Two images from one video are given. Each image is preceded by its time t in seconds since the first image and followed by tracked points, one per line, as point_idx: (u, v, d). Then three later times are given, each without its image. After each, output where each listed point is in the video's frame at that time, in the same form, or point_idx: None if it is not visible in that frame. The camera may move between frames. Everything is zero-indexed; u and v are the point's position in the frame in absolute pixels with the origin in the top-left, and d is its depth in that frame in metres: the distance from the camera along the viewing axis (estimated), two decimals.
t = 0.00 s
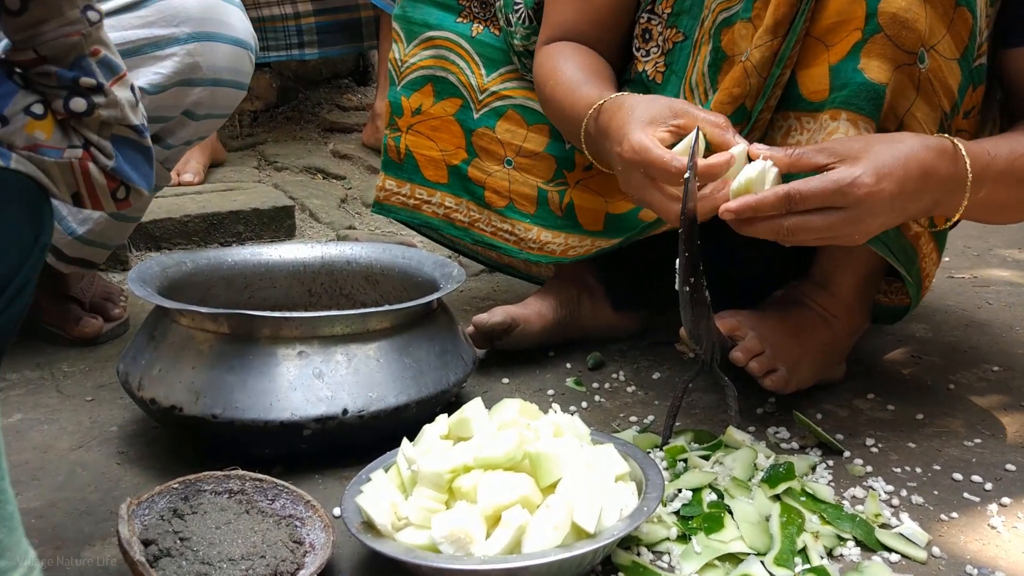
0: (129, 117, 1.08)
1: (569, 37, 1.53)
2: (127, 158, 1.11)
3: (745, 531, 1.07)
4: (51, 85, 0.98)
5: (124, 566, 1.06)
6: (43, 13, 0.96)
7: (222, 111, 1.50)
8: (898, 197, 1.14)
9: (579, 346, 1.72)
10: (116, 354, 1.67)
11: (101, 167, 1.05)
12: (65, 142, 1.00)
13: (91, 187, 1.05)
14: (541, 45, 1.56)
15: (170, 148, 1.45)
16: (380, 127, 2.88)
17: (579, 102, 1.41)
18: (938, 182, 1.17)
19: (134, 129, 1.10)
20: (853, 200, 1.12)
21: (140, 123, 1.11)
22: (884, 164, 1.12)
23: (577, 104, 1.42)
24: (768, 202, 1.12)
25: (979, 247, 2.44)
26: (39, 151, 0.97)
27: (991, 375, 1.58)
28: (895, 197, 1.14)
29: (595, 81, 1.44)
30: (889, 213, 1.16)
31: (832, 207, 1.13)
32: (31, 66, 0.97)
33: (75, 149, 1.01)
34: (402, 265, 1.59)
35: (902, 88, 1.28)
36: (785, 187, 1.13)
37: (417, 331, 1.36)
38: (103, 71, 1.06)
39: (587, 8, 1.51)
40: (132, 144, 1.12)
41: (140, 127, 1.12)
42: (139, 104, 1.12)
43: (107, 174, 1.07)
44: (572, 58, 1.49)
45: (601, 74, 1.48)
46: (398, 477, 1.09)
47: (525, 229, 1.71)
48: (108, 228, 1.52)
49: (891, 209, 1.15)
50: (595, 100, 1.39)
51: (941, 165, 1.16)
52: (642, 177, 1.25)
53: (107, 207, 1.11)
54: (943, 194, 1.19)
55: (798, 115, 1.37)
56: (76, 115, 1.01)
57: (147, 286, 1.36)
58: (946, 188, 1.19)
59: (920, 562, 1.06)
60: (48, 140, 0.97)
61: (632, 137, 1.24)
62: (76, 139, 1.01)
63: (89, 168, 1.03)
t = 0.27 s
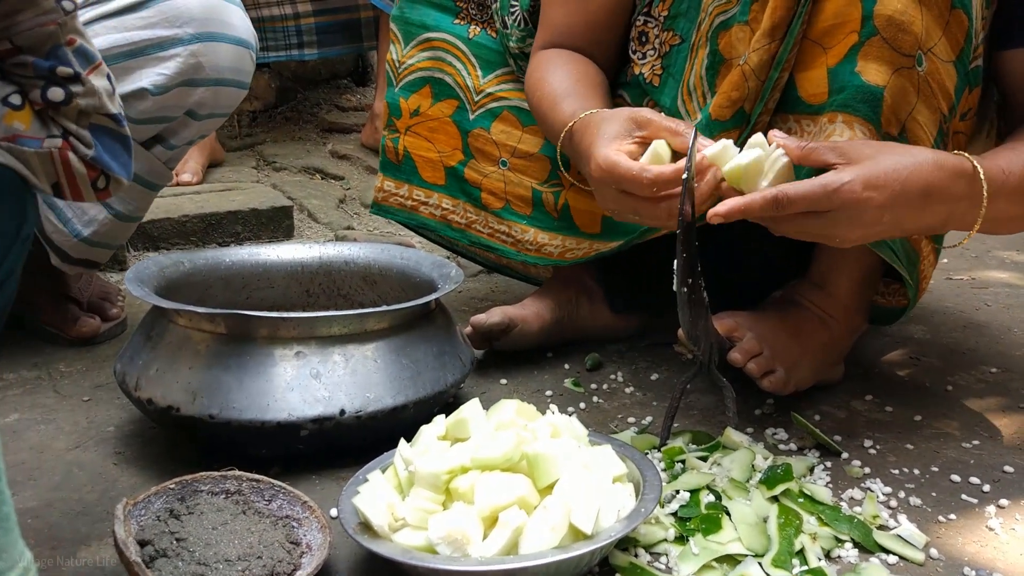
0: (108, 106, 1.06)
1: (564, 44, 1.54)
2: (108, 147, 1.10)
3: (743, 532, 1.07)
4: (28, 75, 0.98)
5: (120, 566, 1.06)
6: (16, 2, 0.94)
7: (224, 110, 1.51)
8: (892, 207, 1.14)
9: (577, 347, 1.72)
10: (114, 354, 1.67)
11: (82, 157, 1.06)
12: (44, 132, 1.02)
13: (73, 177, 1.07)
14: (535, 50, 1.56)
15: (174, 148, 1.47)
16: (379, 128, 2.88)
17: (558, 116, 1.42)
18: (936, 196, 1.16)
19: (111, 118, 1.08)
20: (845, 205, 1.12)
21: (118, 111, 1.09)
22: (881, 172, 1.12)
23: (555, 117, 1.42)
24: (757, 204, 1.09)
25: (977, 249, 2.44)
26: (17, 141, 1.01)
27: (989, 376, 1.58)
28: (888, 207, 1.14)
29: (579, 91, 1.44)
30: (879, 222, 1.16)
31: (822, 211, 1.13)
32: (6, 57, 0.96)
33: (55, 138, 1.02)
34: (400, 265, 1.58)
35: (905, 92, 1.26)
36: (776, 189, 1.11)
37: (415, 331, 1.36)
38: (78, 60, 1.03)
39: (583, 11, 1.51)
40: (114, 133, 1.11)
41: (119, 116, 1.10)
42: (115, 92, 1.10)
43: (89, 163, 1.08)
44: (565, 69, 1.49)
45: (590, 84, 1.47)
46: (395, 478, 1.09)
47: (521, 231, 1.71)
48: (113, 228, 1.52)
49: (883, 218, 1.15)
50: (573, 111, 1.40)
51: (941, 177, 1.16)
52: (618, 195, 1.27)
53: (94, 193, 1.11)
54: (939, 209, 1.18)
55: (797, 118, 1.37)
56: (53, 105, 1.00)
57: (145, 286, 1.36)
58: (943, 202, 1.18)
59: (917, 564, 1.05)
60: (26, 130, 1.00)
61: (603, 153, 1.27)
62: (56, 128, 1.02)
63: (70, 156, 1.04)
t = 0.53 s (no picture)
0: (102, 109, 1.07)
1: (565, 42, 1.53)
2: (103, 150, 1.10)
3: (742, 535, 1.07)
4: (25, 77, 0.98)
5: (120, 570, 1.06)
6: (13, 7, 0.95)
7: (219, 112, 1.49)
8: (883, 198, 1.14)
9: (577, 349, 1.72)
10: (114, 357, 1.67)
11: (79, 160, 1.05)
12: (41, 134, 1.01)
13: (68, 181, 1.05)
14: (534, 47, 1.56)
15: (169, 150, 1.46)
16: (379, 130, 2.88)
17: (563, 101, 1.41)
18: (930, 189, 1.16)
19: (106, 121, 1.09)
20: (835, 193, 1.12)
21: (112, 114, 1.10)
22: (875, 162, 1.12)
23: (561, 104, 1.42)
24: (748, 199, 1.08)
25: (977, 251, 2.44)
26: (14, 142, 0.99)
27: (989, 379, 1.58)
28: (878, 198, 1.14)
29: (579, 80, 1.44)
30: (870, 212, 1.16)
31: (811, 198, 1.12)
32: (4, 61, 0.97)
33: (51, 140, 1.02)
34: (400, 267, 1.58)
35: (903, 96, 1.27)
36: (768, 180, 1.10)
37: (415, 334, 1.36)
38: (74, 65, 1.04)
39: (579, 13, 1.51)
40: (106, 134, 1.11)
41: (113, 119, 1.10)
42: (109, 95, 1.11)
43: (83, 166, 1.06)
44: (558, 60, 1.49)
45: (586, 73, 1.47)
46: (395, 481, 1.09)
47: (514, 233, 1.71)
48: (111, 232, 1.52)
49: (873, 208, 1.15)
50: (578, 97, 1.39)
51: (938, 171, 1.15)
52: (632, 172, 1.26)
53: (88, 198, 1.10)
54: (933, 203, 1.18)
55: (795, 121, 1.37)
56: (50, 108, 1.01)
57: (144, 289, 1.36)
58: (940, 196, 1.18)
59: (917, 566, 1.05)
60: (23, 131, 0.99)
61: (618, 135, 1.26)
62: (52, 130, 1.02)
63: (67, 160, 1.03)
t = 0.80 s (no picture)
0: (110, 121, 1.07)
1: (566, 45, 1.54)
2: (108, 160, 1.10)
3: (743, 537, 1.07)
4: (33, 89, 0.98)
5: (121, 572, 1.06)
6: (22, 19, 0.94)
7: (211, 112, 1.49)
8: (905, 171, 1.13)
9: (577, 351, 1.72)
10: (115, 360, 1.67)
11: (84, 170, 1.06)
12: (49, 143, 1.02)
13: (74, 190, 1.06)
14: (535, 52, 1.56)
15: (162, 151, 1.45)
16: (379, 132, 2.88)
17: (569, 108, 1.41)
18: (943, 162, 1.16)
19: (112, 133, 1.09)
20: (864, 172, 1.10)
21: (118, 127, 1.10)
22: (888, 137, 1.11)
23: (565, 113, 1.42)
24: (776, 175, 1.08)
25: (978, 252, 2.44)
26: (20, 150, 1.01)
27: (990, 380, 1.58)
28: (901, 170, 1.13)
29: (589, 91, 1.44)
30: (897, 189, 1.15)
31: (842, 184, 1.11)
32: (13, 71, 0.97)
33: (58, 149, 1.03)
34: (400, 269, 1.59)
35: (902, 96, 1.26)
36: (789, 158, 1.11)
37: (416, 336, 1.36)
38: (84, 76, 1.04)
39: (582, 15, 1.52)
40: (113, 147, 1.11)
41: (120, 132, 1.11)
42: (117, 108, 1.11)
43: (89, 175, 1.07)
44: (560, 64, 1.50)
45: (593, 82, 1.47)
46: (396, 484, 1.09)
47: (519, 235, 1.71)
48: (105, 234, 1.52)
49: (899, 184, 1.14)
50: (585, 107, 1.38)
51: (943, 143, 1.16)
52: (591, 179, 1.29)
53: (90, 207, 1.11)
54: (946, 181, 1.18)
55: (796, 123, 1.37)
56: (57, 118, 1.01)
57: (146, 291, 1.36)
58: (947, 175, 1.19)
59: (918, 568, 1.05)
60: (29, 140, 1.00)
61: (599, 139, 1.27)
62: (59, 140, 1.03)
63: (74, 170, 1.05)
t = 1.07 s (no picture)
0: (116, 130, 1.07)
1: (567, 47, 1.54)
2: (114, 167, 1.10)
3: (743, 538, 1.07)
4: (40, 96, 0.99)
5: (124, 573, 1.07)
6: (33, 28, 0.96)
7: (212, 112, 1.49)
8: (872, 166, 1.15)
9: (578, 352, 1.72)
10: (117, 361, 1.68)
11: (90, 178, 1.06)
12: (55, 150, 1.03)
13: (78, 195, 1.06)
14: (537, 55, 1.56)
15: (163, 152, 1.45)
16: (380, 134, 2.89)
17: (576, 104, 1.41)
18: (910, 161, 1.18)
19: (120, 143, 1.09)
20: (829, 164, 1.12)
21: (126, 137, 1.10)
22: (850, 128, 1.14)
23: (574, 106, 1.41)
24: (748, 172, 1.08)
25: (977, 252, 2.44)
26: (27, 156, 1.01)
27: (989, 381, 1.58)
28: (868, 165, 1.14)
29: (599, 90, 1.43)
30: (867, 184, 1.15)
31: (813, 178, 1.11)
32: (21, 78, 0.98)
33: (65, 156, 1.04)
34: (402, 271, 1.59)
35: (891, 98, 1.27)
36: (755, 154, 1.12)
37: (417, 337, 1.36)
38: (93, 86, 1.05)
39: (587, 21, 1.52)
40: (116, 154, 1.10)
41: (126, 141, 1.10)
42: (125, 116, 1.11)
43: (95, 184, 1.07)
44: (565, 65, 1.49)
45: (600, 84, 1.47)
46: (397, 485, 1.09)
47: (516, 238, 1.71)
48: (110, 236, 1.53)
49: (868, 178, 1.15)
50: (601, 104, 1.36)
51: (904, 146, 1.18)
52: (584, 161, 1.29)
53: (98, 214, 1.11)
54: (919, 182, 1.19)
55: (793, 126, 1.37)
56: (64, 128, 1.02)
57: (148, 293, 1.36)
58: (917, 177, 1.20)
59: (918, 569, 1.05)
60: (36, 146, 1.01)
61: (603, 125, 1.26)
62: (66, 147, 1.04)
63: (79, 178, 1.05)
